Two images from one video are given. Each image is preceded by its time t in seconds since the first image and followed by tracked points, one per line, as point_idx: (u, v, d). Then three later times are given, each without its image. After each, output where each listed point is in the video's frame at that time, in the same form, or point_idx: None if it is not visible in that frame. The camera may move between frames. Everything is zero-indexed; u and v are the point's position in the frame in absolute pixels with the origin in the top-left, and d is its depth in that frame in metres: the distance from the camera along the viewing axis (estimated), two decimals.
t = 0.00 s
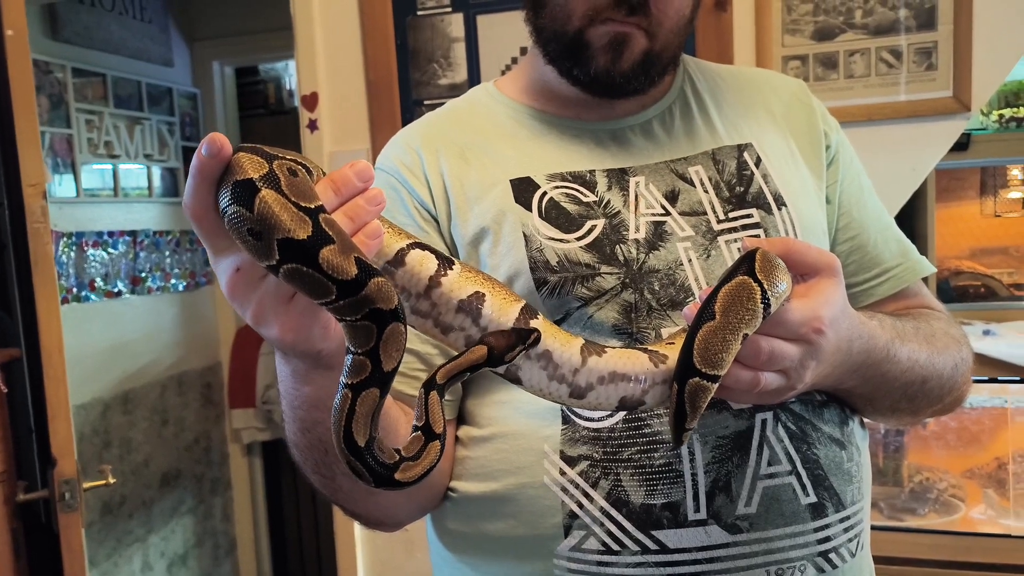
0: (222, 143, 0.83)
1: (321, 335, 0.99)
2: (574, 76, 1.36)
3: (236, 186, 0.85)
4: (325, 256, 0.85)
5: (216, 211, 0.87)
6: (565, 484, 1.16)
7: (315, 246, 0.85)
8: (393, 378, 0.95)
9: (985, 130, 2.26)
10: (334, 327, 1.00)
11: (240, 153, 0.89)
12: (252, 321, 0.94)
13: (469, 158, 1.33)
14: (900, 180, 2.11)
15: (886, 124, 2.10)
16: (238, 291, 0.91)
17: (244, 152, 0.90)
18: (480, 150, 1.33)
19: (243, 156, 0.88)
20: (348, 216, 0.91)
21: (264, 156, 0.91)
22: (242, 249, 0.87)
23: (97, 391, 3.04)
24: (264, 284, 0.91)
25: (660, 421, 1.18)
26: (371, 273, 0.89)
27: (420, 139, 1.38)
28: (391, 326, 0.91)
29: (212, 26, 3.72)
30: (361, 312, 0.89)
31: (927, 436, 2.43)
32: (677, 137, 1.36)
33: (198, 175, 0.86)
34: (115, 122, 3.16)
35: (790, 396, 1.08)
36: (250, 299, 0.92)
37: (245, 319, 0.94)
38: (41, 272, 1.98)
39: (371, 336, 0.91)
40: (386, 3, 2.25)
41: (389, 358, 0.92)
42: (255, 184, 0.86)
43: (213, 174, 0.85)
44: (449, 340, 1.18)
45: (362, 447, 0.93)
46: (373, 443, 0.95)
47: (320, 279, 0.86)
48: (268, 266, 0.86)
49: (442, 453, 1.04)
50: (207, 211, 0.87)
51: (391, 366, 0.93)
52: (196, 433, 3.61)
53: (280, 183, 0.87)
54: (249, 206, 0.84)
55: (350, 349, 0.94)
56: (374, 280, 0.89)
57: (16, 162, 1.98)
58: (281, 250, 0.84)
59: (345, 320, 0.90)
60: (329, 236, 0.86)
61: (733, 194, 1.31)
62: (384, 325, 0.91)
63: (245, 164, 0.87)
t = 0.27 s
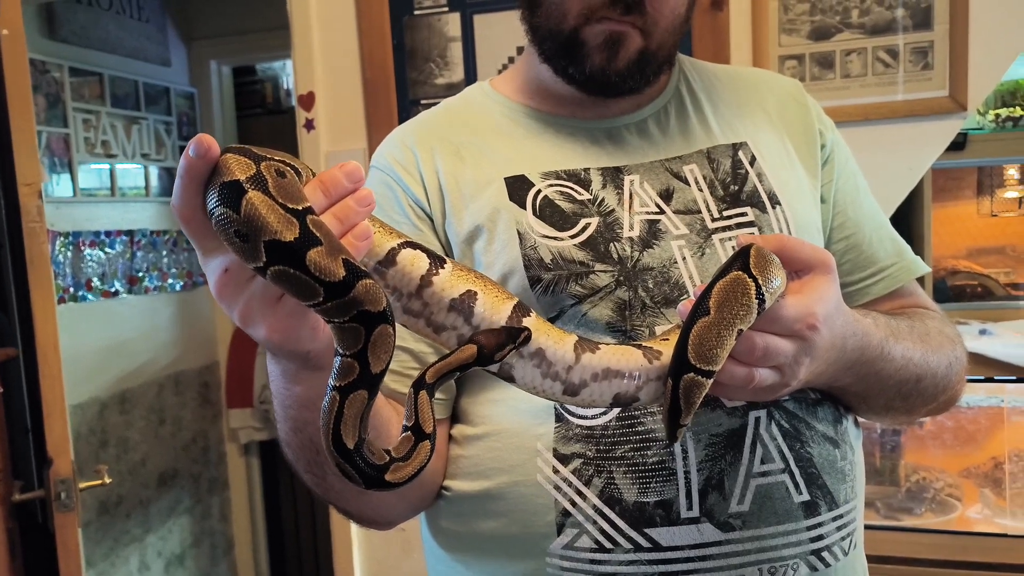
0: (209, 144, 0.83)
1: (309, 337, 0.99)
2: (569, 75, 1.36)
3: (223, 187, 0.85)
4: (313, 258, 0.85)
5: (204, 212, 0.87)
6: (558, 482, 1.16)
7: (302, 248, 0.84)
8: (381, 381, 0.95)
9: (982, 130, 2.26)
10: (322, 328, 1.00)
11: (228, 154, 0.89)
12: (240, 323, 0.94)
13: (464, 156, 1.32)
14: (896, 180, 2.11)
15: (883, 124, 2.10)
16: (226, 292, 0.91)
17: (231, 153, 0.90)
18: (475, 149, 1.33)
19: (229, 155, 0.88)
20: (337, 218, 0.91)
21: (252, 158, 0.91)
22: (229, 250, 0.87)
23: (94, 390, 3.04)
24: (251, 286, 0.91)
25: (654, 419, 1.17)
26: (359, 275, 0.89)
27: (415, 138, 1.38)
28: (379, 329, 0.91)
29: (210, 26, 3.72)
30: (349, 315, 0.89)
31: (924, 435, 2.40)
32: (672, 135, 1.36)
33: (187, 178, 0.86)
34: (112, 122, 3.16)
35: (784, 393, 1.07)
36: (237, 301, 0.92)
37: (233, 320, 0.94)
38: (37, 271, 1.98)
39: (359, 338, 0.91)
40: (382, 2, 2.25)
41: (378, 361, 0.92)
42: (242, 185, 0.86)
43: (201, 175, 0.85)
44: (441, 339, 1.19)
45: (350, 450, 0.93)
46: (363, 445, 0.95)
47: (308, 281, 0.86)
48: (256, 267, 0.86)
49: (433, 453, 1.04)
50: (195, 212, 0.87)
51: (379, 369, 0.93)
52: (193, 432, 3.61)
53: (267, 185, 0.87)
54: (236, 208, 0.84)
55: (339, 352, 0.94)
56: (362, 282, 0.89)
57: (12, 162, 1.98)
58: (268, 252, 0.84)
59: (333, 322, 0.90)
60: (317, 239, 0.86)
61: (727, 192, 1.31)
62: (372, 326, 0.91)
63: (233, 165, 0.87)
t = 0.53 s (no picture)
0: (206, 145, 0.84)
1: (304, 339, 0.99)
2: (567, 73, 1.36)
3: (220, 189, 0.85)
4: (308, 262, 0.84)
5: (201, 213, 0.87)
6: (553, 483, 1.16)
7: (297, 251, 0.84)
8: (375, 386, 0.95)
9: (978, 129, 2.26)
10: (318, 331, 1.00)
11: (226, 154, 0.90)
12: (235, 324, 0.94)
13: (460, 155, 1.32)
14: (892, 179, 2.11)
15: (879, 123, 2.10)
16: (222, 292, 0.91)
17: (229, 155, 0.90)
18: (471, 148, 1.33)
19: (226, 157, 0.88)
20: (333, 220, 0.90)
21: (250, 159, 0.91)
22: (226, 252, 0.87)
23: (91, 391, 3.04)
24: (247, 287, 0.91)
25: (648, 419, 1.17)
26: (355, 278, 0.88)
27: (411, 137, 1.38)
28: (374, 333, 0.91)
29: (207, 26, 3.72)
30: (344, 319, 0.88)
31: (921, 435, 2.43)
32: (668, 135, 1.36)
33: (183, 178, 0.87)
34: (109, 122, 3.15)
35: (784, 393, 1.08)
36: (233, 301, 0.92)
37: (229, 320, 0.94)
38: (33, 272, 1.98)
39: (354, 342, 0.91)
40: (379, 2, 2.24)
41: (373, 365, 0.92)
42: (239, 188, 0.86)
43: (197, 176, 0.86)
44: (440, 341, 1.19)
45: (345, 455, 0.96)
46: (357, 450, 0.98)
47: (303, 285, 0.85)
48: (251, 270, 0.86)
49: (428, 456, 1.08)
50: (191, 213, 0.88)
51: (374, 374, 0.93)
52: (191, 433, 3.61)
53: (264, 187, 0.87)
54: (232, 210, 0.84)
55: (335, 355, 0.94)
56: (358, 286, 0.88)
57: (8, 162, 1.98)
58: (263, 254, 0.84)
59: (329, 325, 0.89)
60: (312, 241, 0.85)
61: (723, 191, 1.31)
62: (368, 330, 0.90)
63: (230, 166, 0.87)
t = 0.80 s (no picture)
0: (218, 101, 0.83)
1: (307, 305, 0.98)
2: (562, 61, 1.36)
3: (229, 145, 0.84)
4: (312, 217, 0.83)
5: (210, 173, 0.87)
6: (553, 482, 1.17)
7: (302, 205, 0.82)
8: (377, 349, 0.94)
9: (978, 127, 2.26)
10: (322, 297, 1.00)
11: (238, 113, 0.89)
12: (238, 287, 0.93)
13: (459, 155, 1.32)
14: (891, 178, 2.11)
15: (878, 122, 2.10)
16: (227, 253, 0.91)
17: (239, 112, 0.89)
18: (470, 148, 1.33)
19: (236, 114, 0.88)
20: (342, 185, 0.90)
21: (257, 117, 0.89)
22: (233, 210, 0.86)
23: (91, 390, 3.04)
24: (253, 248, 0.91)
25: (648, 418, 1.17)
26: (357, 237, 0.86)
27: (410, 135, 1.38)
28: (376, 293, 0.89)
29: (206, 25, 3.72)
30: (346, 277, 0.87)
31: (920, 433, 2.42)
32: (667, 133, 1.36)
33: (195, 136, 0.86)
34: (108, 122, 3.16)
35: (805, 380, 1.07)
36: (237, 263, 0.92)
37: (232, 284, 0.94)
38: (33, 271, 1.98)
39: (355, 302, 0.89)
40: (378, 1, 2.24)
41: (374, 326, 0.90)
42: (246, 142, 0.85)
43: (208, 134, 0.85)
44: (447, 319, 1.19)
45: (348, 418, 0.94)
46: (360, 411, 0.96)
47: (305, 240, 0.84)
48: (254, 224, 0.85)
49: (432, 421, 1.06)
50: (201, 173, 0.87)
51: (375, 336, 0.91)
52: (191, 432, 3.61)
53: (271, 144, 0.86)
54: (239, 163, 0.83)
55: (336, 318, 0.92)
56: (361, 244, 0.86)
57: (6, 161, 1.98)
58: (267, 207, 0.83)
59: (330, 284, 0.88)
60: (317, 198, 0.84)
61: (721, 189, 1.30)
62: (371, 290, 0.88)
63: (239, 122, 0.86)
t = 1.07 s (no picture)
0: (222, 65, 0.84)
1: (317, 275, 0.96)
2: (557, 51, 1.38)
3: (231, 103, 0.86)
4: (313, 167, 0.83)
5: (215, 137, 0.87)
6: (551, 481, 1.17)
7: (304, 155, 0.83)
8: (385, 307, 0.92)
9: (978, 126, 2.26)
10: (329, 265, 0.98)
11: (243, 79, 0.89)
12: (244, 259, 0.92)
13: (459, 154, 1.33)
14: (892, 176, 2.11)
15: (878, 120, 2.10)
16: (232, 222, 0.90)
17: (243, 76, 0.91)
18: (470, 147, 1.34)
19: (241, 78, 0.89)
20: (345, 142, 0.88)
21: (262, 83, 0.92)
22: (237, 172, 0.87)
23: (92, 389, 3.04)
24: (257, 216, 0.89)
25: (646, 416, 1.17)
26: (360, 191, 0.88)
27: (411, 133, 1.38)
28: (381, 247, 0.90)
29: (206, 24, 3.72)
30: (349, 232, 0.88)
31: (920, 432, 2.41)
32: (665, 130, 1.37)
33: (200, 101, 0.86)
34: (109, 122, 3.16)
35: (836, 342, 1.04)
36: (243, 232, 0.90)
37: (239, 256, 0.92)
38: (34, 271, 1.98)
39: (360, 256, 0.89)
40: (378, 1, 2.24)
41: (380, 280, 0.90)
42: (249, 99, 0.87)
43: (213, 98, 0.86)
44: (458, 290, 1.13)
45: (360, 372, 0.90)
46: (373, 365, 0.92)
47: (307, 190, 0.84)
48: (257, 179, 0.85)
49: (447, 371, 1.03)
50: (207, 138, 0.87)
51: (382, 289, 0.91)
52: (193, 431, 3.62)
53: (274, 101, 0.89)
54: (241, 118, 0.85)
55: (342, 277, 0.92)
56: (363, 199, 0.88)
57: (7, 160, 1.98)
58: (269, 158, 0.84)
59: (334, 241, 0.89)
60: (319, 150, 0.85)
61: (719, 186, 1.31)
62: (373, 245, 0.89)
63: (242, 82, 0.88)
